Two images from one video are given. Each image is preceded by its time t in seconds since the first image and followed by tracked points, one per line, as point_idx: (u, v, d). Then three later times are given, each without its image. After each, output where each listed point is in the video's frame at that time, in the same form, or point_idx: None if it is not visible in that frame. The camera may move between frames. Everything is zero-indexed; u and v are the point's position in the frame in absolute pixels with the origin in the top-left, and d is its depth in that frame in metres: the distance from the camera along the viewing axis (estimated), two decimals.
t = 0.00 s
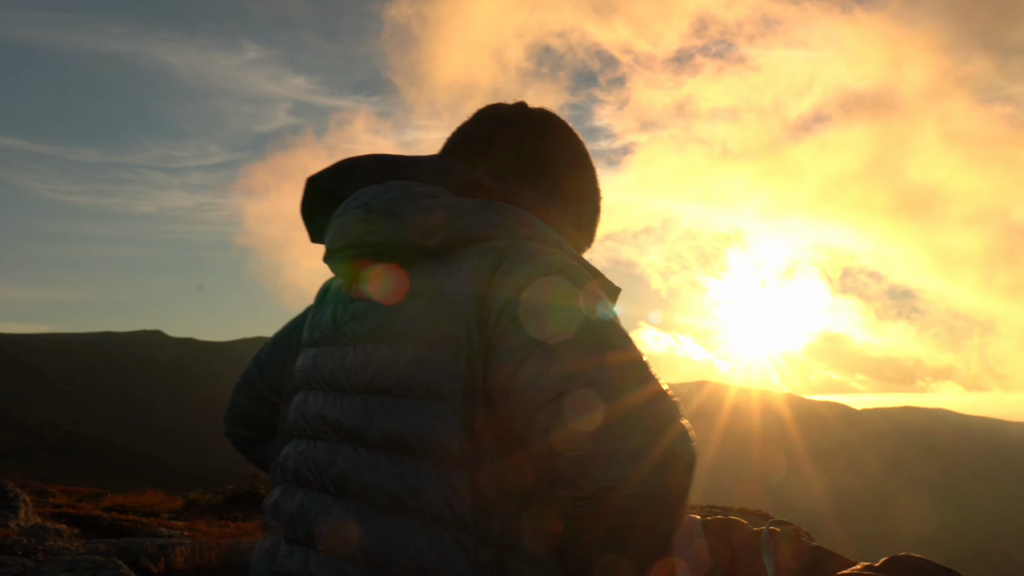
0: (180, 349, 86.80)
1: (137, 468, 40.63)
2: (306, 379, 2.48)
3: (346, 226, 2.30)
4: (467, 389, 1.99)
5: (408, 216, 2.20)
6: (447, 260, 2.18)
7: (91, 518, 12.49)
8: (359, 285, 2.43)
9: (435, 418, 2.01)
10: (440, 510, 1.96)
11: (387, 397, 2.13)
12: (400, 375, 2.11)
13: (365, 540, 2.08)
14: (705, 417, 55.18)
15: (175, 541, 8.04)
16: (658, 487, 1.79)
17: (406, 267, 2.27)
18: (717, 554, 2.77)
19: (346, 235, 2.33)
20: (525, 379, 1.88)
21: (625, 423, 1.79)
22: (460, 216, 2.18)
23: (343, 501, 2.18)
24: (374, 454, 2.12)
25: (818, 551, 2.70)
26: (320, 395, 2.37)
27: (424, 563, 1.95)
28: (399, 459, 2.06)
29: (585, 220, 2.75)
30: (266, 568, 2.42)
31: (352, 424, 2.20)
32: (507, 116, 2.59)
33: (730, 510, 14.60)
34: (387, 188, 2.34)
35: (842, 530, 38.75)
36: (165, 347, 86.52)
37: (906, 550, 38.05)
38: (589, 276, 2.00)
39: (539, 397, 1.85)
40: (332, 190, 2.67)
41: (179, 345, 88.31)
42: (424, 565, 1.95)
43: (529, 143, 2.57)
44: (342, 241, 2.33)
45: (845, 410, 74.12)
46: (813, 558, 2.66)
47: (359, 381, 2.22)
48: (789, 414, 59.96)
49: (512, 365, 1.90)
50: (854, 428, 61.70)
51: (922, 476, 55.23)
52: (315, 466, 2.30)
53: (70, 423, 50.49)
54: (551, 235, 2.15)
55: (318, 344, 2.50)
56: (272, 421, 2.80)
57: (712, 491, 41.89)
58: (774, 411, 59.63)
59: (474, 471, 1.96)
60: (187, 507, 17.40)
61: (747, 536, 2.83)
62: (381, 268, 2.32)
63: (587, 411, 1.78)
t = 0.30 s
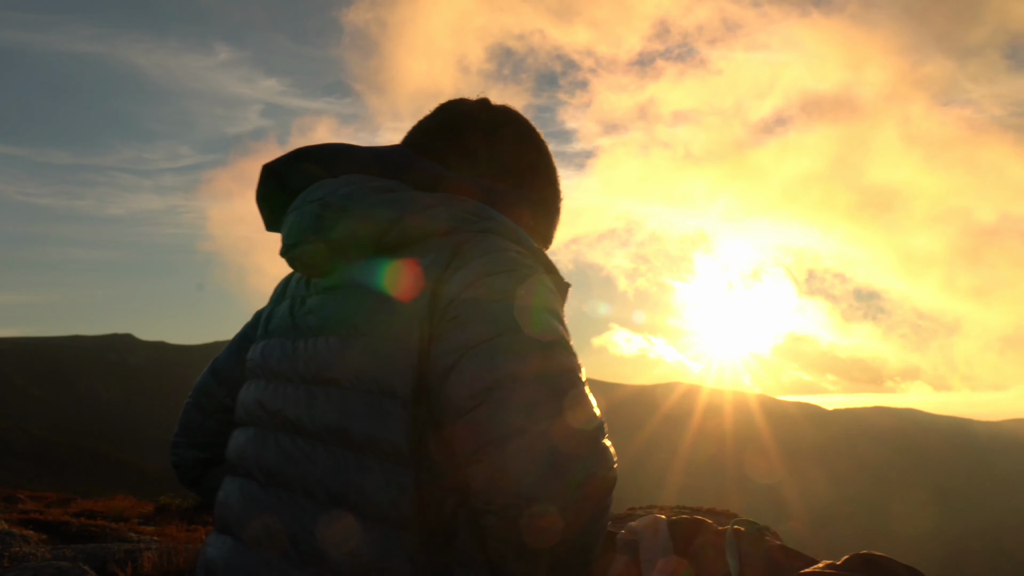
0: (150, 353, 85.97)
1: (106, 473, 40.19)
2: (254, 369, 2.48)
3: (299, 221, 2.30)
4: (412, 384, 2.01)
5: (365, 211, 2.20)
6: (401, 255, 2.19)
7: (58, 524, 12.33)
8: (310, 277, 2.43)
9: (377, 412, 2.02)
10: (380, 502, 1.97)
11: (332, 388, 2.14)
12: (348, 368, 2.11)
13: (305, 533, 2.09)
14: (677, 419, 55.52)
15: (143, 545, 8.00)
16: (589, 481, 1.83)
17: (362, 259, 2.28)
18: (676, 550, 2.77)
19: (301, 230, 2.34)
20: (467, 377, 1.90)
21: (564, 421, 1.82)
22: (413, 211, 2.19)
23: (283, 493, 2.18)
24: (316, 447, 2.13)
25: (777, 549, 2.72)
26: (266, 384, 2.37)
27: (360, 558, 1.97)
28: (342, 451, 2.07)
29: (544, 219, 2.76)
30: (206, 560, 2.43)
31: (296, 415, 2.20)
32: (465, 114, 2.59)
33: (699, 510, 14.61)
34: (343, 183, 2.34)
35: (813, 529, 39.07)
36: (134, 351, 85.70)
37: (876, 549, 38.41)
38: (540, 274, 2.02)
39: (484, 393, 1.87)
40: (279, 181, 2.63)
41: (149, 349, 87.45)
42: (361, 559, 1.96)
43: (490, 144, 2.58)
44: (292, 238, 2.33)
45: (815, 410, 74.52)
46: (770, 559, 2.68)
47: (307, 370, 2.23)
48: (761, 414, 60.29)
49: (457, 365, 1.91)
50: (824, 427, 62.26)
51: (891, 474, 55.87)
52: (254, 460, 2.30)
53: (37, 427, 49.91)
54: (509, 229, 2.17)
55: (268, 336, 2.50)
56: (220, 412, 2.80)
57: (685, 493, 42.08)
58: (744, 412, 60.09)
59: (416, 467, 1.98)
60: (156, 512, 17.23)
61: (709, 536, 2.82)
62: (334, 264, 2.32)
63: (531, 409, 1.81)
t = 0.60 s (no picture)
0: (115, 359, 85.07)
1: (69, 480, 39.63)
2: (201, 373, 2.46)
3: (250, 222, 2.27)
4: (367, 389, 2.01)
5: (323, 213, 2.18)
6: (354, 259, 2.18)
7: (19, 531, 12.20)
8: (262, 279, 2.42)
9: (330, 418, 2.01)
10: (327, 507, 1.95)
11: (280, 393, 2.11)
12: (300, 372, 2.10)
13: (242, 536, 2.04)
14: (647, 420, 55.68)
15: (106, 552, 7.94)
16: (533, 483, 1.85)
17: (316, 265, 2.28)
18: (636, 551, 2.76)
19: (251, 232, 2.31)
20: (424, 382, 1.91)
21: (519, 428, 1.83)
22: (370, 216, 2.20)
23: (224, 497, 2.13)
24: (262, 451, 2.09)
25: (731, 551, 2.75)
26: (212, 388, 2.34)
27: (307, 561, 1.93)
28: (289, 458, 2.04)
29: (495, 225, 2.77)
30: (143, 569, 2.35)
31: (242, 418, 2.17)
32: (416, 123, 2.61)
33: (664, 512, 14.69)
34: (295, 185, 2.32)
35: (784, 530, 39.34)
36: (99, 357, 84.77)
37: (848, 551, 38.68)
38: (492, 277, 2.04)
39: (442, 396, 1.88)
40: (224, 184, 2.59)
41: (114, 355, 86.52)
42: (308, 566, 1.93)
43: (444, 148, 2.60)
44: (243, 240, 2.31)
45: (781, 411, 75.00)
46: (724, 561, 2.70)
47: (256, 372, 2.20)
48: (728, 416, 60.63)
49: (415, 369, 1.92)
50: (792, 428, 62.73)
51: (858, 473, 56.44)
52: (197, 464, 2.25)
53: None
54: (466, 232, 2.19)
55: (218, 340, 2.48)
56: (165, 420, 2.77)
57: (657, 495, 42.17)
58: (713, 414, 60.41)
59: (367, 473, 1.98)
60: (120, 518, 17.07)
61: (668, 539, 2.83)
62: (286, 265, 2.32)
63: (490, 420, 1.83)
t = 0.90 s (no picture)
0: (79, 362, 84.07)
1: (32, 485, 39.07)
2: (166, 378, 2.45)
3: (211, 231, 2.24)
4: (334, 386, 2.01)
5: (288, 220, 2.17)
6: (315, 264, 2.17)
7: None
8: (225, 287, 2.41)
9: (295, 418, 2.02)
10: (298, 510, 1.96)
11: (248, 394, 2.11)
12: (270, 370, 2.09)
13: (214, 537, 2.03)
14: (614, 421, 56.28)
15: (70, 557, 7.88)
16: (504, 480, 1.85)
17: (280, 271, 2.27)
18: (592, 552, 2.75)
19: (220, 236, 2.30)
20: (393, 384, 1.92)
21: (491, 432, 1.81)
22: (337, 224, 2.20)
23: (194, 497, 2.13)
24: (229, 452, 2.09)
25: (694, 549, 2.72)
26: (178, 392, 2.33)
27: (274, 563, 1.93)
28: (255, 455, 2.04)
29: (461, 228, 2.79)
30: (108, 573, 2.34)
31: (209, 419, 2.17)
32: (388, 128, 2.59)
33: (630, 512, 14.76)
34: (262, 190, 2.32)
35: (752, 529, 39.54)
36: (62, 361, 83.75)
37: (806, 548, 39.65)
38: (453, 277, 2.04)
39: (401, 404, 1.90)
40: (191, 193, 2.59)
41: (78, 358, 85.51)
42: (276, 568, 1.93)
43: (407, 160, 2.60)
44: (210, 243, 2.30)
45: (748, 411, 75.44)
46: (685, 560, 2.71)
47: (221, 375, 2.20)
48: (695, 416, 60.93)
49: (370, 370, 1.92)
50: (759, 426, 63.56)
51: (821, 469, 57.36)
52: (164, 464, 2.24)
53: None
54: (428, 240, 2.22)
55: (183, 344, 2.48)
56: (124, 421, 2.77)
57: (623, 495, 42.75)
58: (679, 413, 61.12)
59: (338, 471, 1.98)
60: (84, 524, 16.90)
61: (629, 538, 2.81)
62: (249, 271, 2.31)
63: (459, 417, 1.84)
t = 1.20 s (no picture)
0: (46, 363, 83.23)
1: None
2: (138, 374, 2.42)
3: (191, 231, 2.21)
4: (313, 379, 2.01)
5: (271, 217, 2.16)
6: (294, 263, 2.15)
7: None
8: (202, 288, 2.39)
9: (277, 407, 2.01)
10: (279, 499, 1.95)
11: (228, 387, 2.10)
12: (248, 362, 2.08)
13: (199, 530, 2.02)
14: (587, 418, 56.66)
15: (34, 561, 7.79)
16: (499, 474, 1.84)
17: (259, 270, 2.25)
18: (560, 551, 2.75)
19: (200, 236, 2.27)
20: (372, 377, 1.91)
21: (474, 421, 1.82)
22: (318, 223, 2.21)
23: (173, 488, 2.12)
24: (208, 442, 2.08)
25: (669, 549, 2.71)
26: (153, 386, 2.32)
27: (254, 551, 1.93)
28: (235, 447, 2.04)
29: (438, 233, 2.76)
30: (83, 567, 2.33)
31: (187, 412, 2.16)
32: (367, 133, 2.59)
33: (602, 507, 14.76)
34: (242, 193, 2.30)
35: (721, 529, 39.70)
36: (30, 364, 82.91)
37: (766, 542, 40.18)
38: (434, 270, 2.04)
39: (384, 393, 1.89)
40: (166, 196, 2.56)
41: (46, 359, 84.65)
42: (257, 560, 1.93)
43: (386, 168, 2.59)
44: (187, 245, 2.29)
45: (719, 410, 75.83)
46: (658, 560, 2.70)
47: (201, 368, 2.19)
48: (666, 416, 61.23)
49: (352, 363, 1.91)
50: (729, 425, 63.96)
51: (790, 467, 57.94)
52: (140, 456, 2.23)
53: None
54: (408, 241, 2.23)
55: (156, 341, 2.45)
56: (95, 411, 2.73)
57: (595, 494, 42.84)
58: (651, 411, 61.57)
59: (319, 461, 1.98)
60: (52, 527, 16.74)
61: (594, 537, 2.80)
62: (228, 270, 2.28)
63: (447, 411, 1.81)
